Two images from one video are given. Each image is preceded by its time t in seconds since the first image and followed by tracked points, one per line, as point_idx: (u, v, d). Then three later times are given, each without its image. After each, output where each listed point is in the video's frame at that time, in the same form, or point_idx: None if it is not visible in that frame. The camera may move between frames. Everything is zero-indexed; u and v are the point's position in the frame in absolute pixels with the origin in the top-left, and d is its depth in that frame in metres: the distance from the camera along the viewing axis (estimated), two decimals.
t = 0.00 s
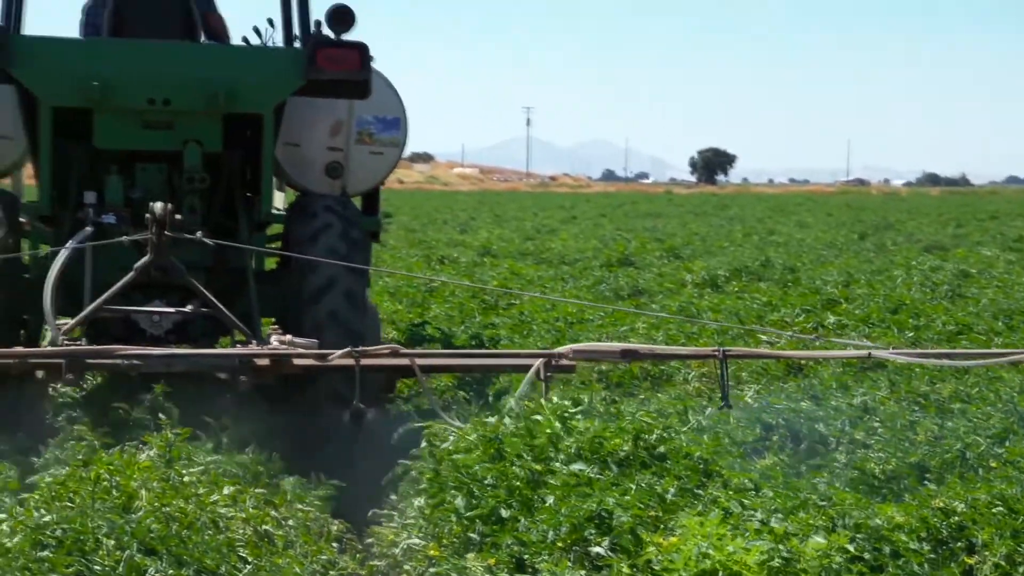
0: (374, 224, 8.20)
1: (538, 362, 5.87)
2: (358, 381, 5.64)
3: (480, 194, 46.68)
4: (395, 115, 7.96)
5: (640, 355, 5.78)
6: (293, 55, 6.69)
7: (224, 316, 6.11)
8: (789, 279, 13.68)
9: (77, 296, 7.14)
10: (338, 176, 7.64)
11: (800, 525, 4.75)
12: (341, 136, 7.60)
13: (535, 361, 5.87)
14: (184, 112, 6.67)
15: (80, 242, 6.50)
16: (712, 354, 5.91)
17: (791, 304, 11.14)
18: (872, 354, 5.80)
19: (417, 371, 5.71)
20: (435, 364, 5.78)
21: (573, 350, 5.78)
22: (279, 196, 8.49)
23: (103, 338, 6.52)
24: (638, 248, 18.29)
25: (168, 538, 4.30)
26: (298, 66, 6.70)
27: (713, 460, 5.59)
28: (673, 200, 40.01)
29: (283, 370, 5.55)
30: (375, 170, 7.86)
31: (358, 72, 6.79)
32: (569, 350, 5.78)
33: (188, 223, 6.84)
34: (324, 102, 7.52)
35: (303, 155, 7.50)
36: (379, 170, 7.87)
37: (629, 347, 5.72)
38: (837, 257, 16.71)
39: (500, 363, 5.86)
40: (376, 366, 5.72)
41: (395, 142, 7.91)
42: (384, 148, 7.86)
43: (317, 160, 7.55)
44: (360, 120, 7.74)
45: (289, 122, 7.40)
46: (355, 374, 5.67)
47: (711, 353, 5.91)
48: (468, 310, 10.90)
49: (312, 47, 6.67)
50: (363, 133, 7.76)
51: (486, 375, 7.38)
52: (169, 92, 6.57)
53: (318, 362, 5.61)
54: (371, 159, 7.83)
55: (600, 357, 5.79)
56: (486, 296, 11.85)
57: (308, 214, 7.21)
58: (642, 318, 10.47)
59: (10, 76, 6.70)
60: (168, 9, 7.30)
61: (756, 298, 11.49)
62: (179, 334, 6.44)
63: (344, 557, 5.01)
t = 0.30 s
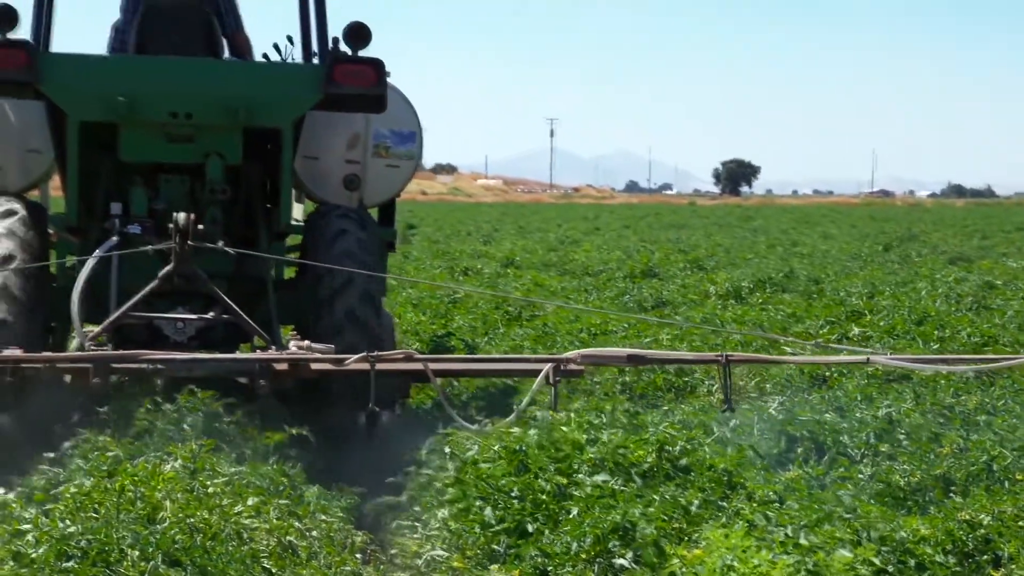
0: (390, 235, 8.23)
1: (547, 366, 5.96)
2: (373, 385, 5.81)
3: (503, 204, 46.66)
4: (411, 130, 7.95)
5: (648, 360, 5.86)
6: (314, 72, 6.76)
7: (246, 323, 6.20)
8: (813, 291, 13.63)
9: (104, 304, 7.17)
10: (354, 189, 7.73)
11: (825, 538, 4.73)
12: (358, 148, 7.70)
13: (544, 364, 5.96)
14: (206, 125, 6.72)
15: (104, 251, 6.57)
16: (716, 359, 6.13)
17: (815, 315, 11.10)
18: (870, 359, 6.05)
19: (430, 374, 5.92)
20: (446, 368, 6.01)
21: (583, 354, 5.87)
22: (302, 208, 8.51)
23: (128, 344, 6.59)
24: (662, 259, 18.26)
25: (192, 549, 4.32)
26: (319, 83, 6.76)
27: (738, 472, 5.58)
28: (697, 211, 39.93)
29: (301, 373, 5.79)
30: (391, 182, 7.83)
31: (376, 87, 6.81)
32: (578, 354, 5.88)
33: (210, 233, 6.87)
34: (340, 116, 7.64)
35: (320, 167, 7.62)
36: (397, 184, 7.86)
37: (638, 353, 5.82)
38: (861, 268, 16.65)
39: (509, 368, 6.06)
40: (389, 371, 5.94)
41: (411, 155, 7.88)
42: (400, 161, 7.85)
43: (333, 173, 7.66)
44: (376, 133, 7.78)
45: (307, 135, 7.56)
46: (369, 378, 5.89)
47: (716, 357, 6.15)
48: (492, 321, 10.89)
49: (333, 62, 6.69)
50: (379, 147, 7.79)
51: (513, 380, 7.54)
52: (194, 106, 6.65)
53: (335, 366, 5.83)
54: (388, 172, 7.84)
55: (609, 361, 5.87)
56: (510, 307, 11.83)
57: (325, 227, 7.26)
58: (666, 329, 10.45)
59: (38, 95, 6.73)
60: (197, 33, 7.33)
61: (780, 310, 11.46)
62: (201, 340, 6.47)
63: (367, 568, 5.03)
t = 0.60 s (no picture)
0: (402, 243, 8.27)
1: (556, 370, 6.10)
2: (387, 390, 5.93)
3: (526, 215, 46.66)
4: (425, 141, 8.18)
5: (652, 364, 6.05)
6: (330, 86, 6.79)
7: (265, 329, 6.23)
8: (837, 302, 13.59)
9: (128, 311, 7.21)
10: (369, 200, 7.94)
11: (849, 549, 4.71)
12: (374, 160, 7.90)
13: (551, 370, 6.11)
14: (226, 138, 6.74)
15: (129, 260, 6.58)
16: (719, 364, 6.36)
17: (839, 326, 11.06)
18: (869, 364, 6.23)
19: (443, 379, 6.01)
20: (458, 371, 6.08)
21: (590, 361, 6.04)
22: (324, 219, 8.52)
23: (152, 349, 6.64)
24: (685, 270, 18.22)
25: (215, 559, 4.34)
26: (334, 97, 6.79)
27: (761, 483, 5.56)
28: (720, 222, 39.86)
29: (318, 378, 5.91)
30: (407, 193, 8.06)
31: (390, 100, 6.80)
32: (585, 361, 6.05)
33: (229, 242, 6.90)
34: (356, 130, 7.83)
35: (337, 179, 7.84)
36: (409, 194, 8.07)
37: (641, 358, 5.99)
38: (885, 279, 16.59)
39: (518, 373, 6.11)
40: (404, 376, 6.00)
41: (424, 167, 8.06)
42: (414, 172, 8.06)
43: (349, 185, 7.88)
44: (390, 146, 8.00)
45: (324, 148, 7.77)
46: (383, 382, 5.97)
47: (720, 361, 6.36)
48: (515, 332, 10.89)
49: (348, 76, 6.71)
50: (393, 159, 8.00)
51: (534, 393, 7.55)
52: (215, 120, 6.67)
53: (350, 369, 5.93)
54: (403, 183, 8.05)
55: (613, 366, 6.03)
56: (533, 317, 11.83)
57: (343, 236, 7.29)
58: (689, 340, 10.43)
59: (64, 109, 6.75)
60: (218, 50, 7.32)
61: (804, 321, 11.42)
62: (221, 345, 6.51)
63: None
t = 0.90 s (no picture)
0: (417, 252, 8.33)
1: (565, 373, 6.14)
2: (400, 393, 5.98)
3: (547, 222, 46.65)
4: (438, 152, 8.37)
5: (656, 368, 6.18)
6: (347, 98, 6.81)
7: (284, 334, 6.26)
8: (860, 310, 13.55)
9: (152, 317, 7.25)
10: (384, 209, 8.07)
11: (872, 558, 4.70)
12: (389, 170, 8.02)
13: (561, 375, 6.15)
14: (246, 149, 6.76)
15: (151, 267, 6.61)
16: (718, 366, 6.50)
17: (861, 334, 11.04)
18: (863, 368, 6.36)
19: (455, 383, 6.05)
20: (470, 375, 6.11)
21: (596, 364, 6.14)
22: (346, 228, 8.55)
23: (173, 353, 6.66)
24: (707, 277, 18.18)
25: (238, 566, 4.38)
26: (350, 109, 6.81)
27: (784, 491, 5.55)
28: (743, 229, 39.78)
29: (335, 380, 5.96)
30: (420, 202, 8.24)
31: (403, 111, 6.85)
32: (591, 363, 6.14)
33: (249, 250, 6.93)
34: (372, 140, 7.95)
35: (353, 188, 7.95)
36: (423, 204, 8.27)
37: (646, 362, 6.10)
38: (908, 287, 16.53)
39: (529, 376, 6.13)
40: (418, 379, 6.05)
41: (439, 176, 8.28)
42: (427, 182, 8.24)
43: (365, 194, 7.99)
44: (405, 156, 8.16)
45: (341, 157, 7.87)
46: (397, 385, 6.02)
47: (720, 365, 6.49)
48: (537, 339, 10.89)
49: (362, 89, 6.77)
50: (408, 169, 8.16)
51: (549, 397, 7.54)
52: (235, 132, 6.70)
53: (365, 373, 5.98)
54: (415, 192, 8.22)
55: (619, 368, 6.15)
56: (554, 324, 11.82)
57: (359, 241, 7.30)
58: (711, 348, 10.41)
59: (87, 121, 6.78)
60: (238, 64, 7.37)
61: (826, 329, 11.39)
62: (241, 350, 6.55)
63: None
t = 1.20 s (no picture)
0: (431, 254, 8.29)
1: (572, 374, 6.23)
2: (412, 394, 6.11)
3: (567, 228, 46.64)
4: (453, 158, 8.34)
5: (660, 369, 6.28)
6: (360, 108, 6.81)
7: (301, 338, 6.27)
8: (881, 316, 13.50)
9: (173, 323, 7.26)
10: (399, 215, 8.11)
11: (894, 564, 4.68)
12: (403, 177, 8.06)
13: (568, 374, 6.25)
14: (264, 159, 6.78)
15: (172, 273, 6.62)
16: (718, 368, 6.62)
17: (882, 340, 11.00)
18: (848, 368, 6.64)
19: (465, 383, 6.15)
20: (480, 376, 6.21)
21: (601, 365, 6.24)
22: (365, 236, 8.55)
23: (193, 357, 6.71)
24: (727, 283, 18.14)
25: (259, 571, 4.38)
26: (363, 119, 6.82)
27: (804, 497, 5.53)
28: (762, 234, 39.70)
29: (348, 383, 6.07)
30: (434, 208, 8.23)
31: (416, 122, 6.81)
32: (596, 365, 6.23)
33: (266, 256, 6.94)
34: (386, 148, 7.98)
35: (369, 196, 7.99)
36: (437, 210, 8.27)
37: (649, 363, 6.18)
38: (929, 293, 16.47)
39: (537, 376, 6.24)
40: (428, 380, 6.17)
41: (452, 183, 8.28)
42: (441, 188, 8.23)
43: (381, 201, 8.03)
44: (419, 163, 8.16)
45: (357, 164, 7.94)
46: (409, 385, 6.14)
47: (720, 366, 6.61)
48: (557, 345, 10.88)
49: (376, 99, 6.76)
50: (422, 176, 8.16)
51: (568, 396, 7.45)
52: (253, 141, 6.71)
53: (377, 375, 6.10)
54: (430, 199, 8.22)
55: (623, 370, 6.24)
56: (574, 330, 11.81)
57: (375, 246, 7.32)
58: (731, 354, 10.38)
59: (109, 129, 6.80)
60: (259, 74, 7.39)
61: (846, 334, 11.36)
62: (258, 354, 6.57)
63: None
